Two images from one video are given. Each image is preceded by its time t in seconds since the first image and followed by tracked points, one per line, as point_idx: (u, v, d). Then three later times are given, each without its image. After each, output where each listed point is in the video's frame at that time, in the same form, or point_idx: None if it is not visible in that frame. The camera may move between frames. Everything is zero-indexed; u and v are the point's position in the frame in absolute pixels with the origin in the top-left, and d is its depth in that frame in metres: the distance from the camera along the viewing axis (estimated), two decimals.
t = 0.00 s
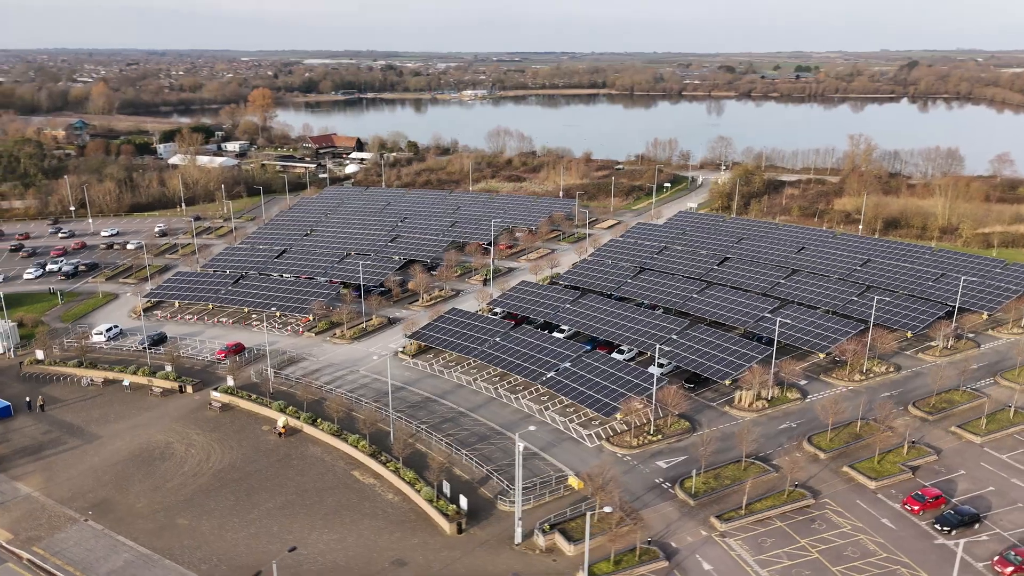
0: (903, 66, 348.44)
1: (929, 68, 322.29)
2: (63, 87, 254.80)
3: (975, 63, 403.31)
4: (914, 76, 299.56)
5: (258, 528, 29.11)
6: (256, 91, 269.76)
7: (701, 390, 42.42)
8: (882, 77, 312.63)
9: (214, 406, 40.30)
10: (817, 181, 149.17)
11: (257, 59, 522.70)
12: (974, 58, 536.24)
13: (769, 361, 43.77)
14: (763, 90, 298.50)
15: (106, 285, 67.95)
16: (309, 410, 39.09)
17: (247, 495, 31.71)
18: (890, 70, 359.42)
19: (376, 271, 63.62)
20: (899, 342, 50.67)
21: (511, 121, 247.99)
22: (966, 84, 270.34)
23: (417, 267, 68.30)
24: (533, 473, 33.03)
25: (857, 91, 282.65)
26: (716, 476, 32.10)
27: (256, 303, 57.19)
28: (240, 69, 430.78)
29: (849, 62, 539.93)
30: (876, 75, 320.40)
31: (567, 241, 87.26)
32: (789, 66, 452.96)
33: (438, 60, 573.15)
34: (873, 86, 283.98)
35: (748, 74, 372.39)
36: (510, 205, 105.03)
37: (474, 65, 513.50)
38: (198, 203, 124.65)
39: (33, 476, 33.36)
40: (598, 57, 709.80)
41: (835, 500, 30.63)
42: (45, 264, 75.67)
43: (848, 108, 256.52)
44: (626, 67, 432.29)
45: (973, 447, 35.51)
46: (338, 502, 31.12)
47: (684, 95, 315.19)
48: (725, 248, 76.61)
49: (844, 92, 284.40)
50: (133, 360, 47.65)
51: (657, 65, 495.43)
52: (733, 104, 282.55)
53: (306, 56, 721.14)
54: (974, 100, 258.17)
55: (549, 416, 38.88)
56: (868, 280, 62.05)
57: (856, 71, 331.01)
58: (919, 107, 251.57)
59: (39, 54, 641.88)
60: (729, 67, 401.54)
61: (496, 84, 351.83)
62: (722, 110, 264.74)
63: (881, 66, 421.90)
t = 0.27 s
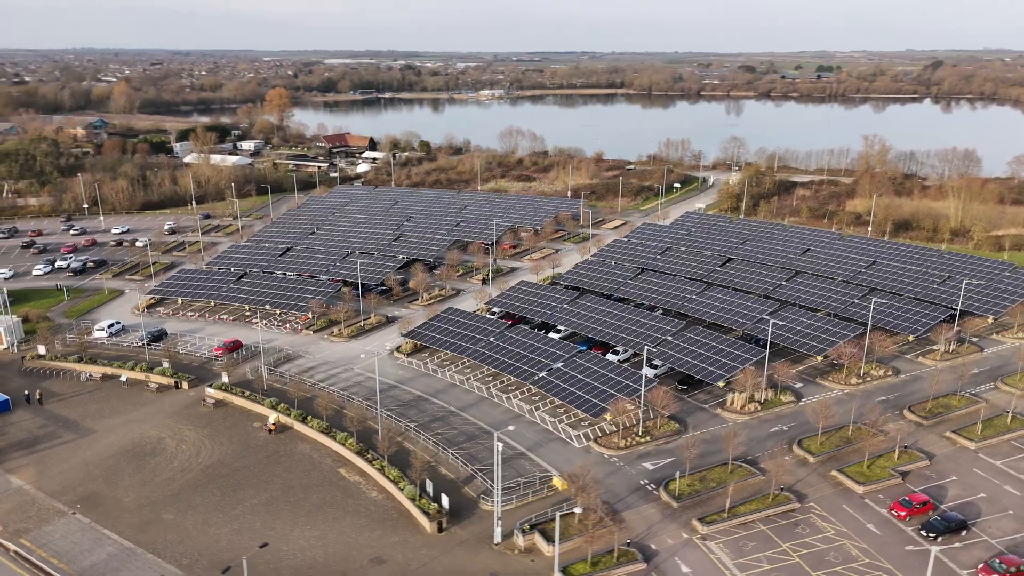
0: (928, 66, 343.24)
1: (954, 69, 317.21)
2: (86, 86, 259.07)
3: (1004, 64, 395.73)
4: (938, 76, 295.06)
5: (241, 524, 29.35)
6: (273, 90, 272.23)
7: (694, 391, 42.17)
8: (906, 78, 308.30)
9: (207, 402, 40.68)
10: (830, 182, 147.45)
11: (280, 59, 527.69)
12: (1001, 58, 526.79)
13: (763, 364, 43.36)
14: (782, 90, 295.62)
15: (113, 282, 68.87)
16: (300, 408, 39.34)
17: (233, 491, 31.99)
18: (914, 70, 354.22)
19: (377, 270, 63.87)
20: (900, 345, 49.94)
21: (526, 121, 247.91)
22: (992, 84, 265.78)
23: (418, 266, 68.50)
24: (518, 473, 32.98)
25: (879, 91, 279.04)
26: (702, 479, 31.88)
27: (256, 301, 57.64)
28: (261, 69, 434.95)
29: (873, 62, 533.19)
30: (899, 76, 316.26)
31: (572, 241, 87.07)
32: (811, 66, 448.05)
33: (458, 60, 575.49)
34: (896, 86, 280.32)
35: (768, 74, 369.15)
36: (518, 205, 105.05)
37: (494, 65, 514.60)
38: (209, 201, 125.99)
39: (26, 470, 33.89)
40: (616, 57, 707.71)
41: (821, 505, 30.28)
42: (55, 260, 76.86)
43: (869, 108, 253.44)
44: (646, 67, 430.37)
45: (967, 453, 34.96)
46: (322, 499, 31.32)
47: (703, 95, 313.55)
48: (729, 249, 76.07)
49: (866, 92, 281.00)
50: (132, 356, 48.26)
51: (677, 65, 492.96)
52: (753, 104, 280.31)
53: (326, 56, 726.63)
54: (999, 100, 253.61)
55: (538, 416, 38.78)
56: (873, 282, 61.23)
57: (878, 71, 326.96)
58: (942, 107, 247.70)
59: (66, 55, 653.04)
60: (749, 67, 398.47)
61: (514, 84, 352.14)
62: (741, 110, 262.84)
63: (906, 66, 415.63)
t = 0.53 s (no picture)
0: (954, 66, 337.51)
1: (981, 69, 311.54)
2: (108, 86, 263.42)
3: None
4: (964, 76, 290.12)
5: (225, 520, 29.60)
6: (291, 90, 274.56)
7: (687, 393, 41.89)
8: (931, 78, 303.55)
9: (202, 398, 41.15)
10: (845, 183, 145.76)
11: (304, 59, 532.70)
12: None
13: (758, 366, 42.95)
14: (802, 90, 293.46)
15: (120, 279, 69.92)
16: (291, 405, 39.63)
17: (220, 487, 32.31)
18: (939, 70, 348.66)
19: (378, 269, 64.16)
20: (901, 349, 49.15)
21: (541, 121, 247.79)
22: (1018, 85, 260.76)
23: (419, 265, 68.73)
24: (504, 472, 32.97)
25: (902, 91, 275.12)
26: (687, 481, 31.67)
27: (257, 298, 58.14)
28: (291, 70, 440.82)
29: (898, 62, 525.84)
30: (924, 75, 311.34)
31: (577, 241, 86.90)
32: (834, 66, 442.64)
33: (479, 61, 577.26)
34: (919, 86, 276.27)
35: (790, 74, 365.60)
36: (525, 205, 105.03)
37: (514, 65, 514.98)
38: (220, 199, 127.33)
39: (21, 462, 34.52)
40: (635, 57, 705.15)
41: (805, 510, 29.94)
42: (65, 257, 78.08)
43: (891, 109, 250.15)
44: (666, 67, 427.75)
45: (961, 459, 34.35)
46: (307, 496, 31.52)
47: (723, 95, 311.50)
48: (734, 250, 75.52)
49: (888, 92, 277.35)
50: (132, 351, 48.94)
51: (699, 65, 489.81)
52: (773, 104, 277.84)
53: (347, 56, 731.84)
54: None
55: (528, 416, 38.71)
56: (877, 285, 60.38)
57: (902, 71, 322.59)
58: (965, 108, 243.65)
59: (93, 55, 663.93)
60: (771, 67, 394.98)
61: (532, 83, 352.16)
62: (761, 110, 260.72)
63: (932, 66, 408.58)
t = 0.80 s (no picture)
0: (982, 66, 331.58)
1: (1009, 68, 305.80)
2: (131, 85, 267.86)
3: None
4: (990, 76, 284.94)
5: (209, 515, 29.90)
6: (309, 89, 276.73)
7: (680, 394, 41.62)
8: (956, 78, 298.53)
9: (197, 394, 41.61)
10: (861, 184, 143.79)
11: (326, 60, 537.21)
12: None
13: (753, 368, 42.57)
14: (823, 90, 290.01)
15: (128, 275, 70.95)
16: (284, 402, 39.94)
17: (207, 482, 32.63)
18: (966, 70, 342.78)
19: (380, 267, 64.45)
20: (903, 353, 48.37)
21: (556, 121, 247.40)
22: None
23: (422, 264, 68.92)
24: (489, 472, 32.99)
25: (926, 91, 270.77)
26: (672, 483, 31.52)
27: (258, 296, 58.63)
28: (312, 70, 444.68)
29: (936, 61, 517.12)
30: (949, 76, 306.24)
31: (582, 241, 86.71)
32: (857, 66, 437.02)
33: (500, 61, 578.35)
34: (944, 86, 272.01)
35: (812, 74, 361.56)
36: (533, 204, 104.95)
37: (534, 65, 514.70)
38: (232, 197, 128.67)
39: (16, 455, 35.18)
40: (655, 57, 701.78)
41: (790, 514, 29.67)
42: (75, 254, 79.40)
43: (914, 109, 246.65)
44: (686, 67, 425.07)
45: (954, 466, 33.80)
46: (292, 493, 31.75)
47: (743, 95, 309.28)
48: (740, 251, 74.81)
49: (911, 93, 273.25)
50: (133, 347, 49.65)
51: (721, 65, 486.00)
52: (794, 104, 275.11)
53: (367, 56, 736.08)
54: None
55: (518, 416, 38.66)
56: (882, 287, 59.49)
57: (927, 71, 317.90)
58: (990, 109, 239.33)
59: (120, 55, 674.52)
60: (794, 67, 391.06)
61: (550, 83, 351.98)
62: (781, 110, 258.38)
63: (958, 65, 401.54)
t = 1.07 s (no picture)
0: (1010, 66, 325.37)
1: None
2: (154, 85, 272.31)
3: None
4: (1018, 76, 279.59)
5: (194, 510, 30.21)
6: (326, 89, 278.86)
7: (673, 397, 41.38)
8: (983, 78, 293.30)
9: (192, 391, 42.10)
10: (878, 186, 141.75)
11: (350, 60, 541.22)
12: None
13: (748, 371, 42.19)
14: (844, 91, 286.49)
15: (135, 272, 71.98)
16: (277, 399, 40.26)
17: (196, 477, 32.99)
18: (994, 71, 336.47)
19: (382, 266, 64.74)
20: (903, 357, 47.62)
21: (571, 121, 247.01)
22: None
23: (424, 264, 69.07)
24: (475, 472, 33.02)
25: (950, 91, 266.41)
26: (656, 486, 31.34)
27: (260, 294, 59.15)
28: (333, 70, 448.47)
29: (963, 61, 508.73)
30: (975, 76, 300.89)
31: (588, 241, 86.47)
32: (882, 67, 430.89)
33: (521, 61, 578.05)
34: (969, 86, 267.39)
35: (834, 74, 357.18)
36: (541, 204, 104.88)
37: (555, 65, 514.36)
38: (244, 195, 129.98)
39: (12, 448, 35.86)
40: (675, 56, 698.16)
41: (774, 519, 29.39)
42: (86, 250, 80.72)
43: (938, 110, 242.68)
44: (707, 67, 422.02)
45: (947, 472, 33.25)
46: (278, 489, 31.95)
47: (763, 95, 306.79)
48: (747, 252, 74.20)
49: (936, 93, 269.00)
50: (134, 343, 50.38)
51: (743, 65, 481.98)
52: (816, 105, 272.34)
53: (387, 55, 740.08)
54: None
55: (508, 416, 38.65)
56: (886, 290, 58.69)
57: (953, 71, 312.72)
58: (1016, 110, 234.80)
59: (145, 55, 684.75)
60: (817, 66, 386.90)
61: (569, 83, 351.58)
62: (802, 111, 255.78)
63: (986, 66, 394.16)
